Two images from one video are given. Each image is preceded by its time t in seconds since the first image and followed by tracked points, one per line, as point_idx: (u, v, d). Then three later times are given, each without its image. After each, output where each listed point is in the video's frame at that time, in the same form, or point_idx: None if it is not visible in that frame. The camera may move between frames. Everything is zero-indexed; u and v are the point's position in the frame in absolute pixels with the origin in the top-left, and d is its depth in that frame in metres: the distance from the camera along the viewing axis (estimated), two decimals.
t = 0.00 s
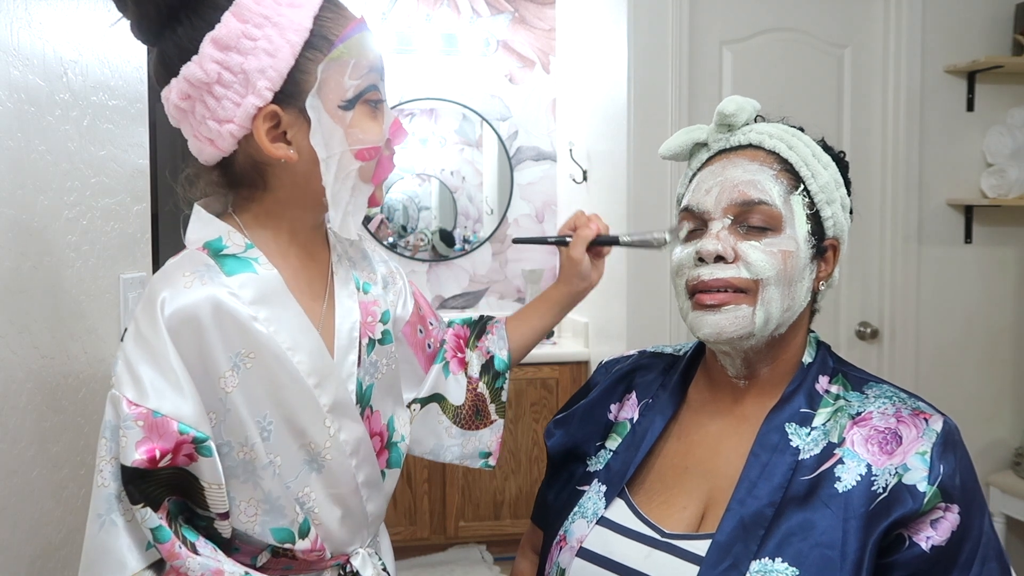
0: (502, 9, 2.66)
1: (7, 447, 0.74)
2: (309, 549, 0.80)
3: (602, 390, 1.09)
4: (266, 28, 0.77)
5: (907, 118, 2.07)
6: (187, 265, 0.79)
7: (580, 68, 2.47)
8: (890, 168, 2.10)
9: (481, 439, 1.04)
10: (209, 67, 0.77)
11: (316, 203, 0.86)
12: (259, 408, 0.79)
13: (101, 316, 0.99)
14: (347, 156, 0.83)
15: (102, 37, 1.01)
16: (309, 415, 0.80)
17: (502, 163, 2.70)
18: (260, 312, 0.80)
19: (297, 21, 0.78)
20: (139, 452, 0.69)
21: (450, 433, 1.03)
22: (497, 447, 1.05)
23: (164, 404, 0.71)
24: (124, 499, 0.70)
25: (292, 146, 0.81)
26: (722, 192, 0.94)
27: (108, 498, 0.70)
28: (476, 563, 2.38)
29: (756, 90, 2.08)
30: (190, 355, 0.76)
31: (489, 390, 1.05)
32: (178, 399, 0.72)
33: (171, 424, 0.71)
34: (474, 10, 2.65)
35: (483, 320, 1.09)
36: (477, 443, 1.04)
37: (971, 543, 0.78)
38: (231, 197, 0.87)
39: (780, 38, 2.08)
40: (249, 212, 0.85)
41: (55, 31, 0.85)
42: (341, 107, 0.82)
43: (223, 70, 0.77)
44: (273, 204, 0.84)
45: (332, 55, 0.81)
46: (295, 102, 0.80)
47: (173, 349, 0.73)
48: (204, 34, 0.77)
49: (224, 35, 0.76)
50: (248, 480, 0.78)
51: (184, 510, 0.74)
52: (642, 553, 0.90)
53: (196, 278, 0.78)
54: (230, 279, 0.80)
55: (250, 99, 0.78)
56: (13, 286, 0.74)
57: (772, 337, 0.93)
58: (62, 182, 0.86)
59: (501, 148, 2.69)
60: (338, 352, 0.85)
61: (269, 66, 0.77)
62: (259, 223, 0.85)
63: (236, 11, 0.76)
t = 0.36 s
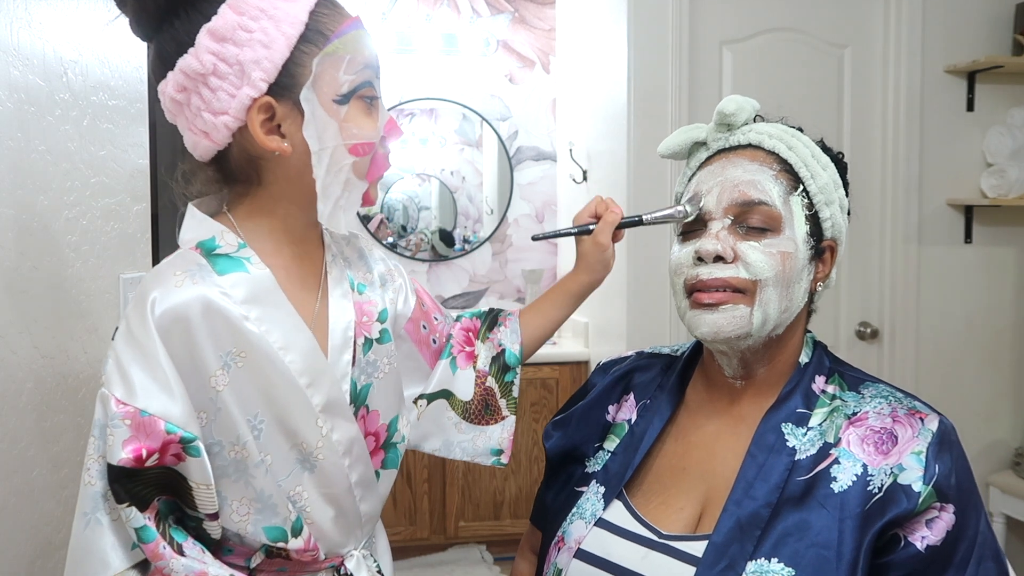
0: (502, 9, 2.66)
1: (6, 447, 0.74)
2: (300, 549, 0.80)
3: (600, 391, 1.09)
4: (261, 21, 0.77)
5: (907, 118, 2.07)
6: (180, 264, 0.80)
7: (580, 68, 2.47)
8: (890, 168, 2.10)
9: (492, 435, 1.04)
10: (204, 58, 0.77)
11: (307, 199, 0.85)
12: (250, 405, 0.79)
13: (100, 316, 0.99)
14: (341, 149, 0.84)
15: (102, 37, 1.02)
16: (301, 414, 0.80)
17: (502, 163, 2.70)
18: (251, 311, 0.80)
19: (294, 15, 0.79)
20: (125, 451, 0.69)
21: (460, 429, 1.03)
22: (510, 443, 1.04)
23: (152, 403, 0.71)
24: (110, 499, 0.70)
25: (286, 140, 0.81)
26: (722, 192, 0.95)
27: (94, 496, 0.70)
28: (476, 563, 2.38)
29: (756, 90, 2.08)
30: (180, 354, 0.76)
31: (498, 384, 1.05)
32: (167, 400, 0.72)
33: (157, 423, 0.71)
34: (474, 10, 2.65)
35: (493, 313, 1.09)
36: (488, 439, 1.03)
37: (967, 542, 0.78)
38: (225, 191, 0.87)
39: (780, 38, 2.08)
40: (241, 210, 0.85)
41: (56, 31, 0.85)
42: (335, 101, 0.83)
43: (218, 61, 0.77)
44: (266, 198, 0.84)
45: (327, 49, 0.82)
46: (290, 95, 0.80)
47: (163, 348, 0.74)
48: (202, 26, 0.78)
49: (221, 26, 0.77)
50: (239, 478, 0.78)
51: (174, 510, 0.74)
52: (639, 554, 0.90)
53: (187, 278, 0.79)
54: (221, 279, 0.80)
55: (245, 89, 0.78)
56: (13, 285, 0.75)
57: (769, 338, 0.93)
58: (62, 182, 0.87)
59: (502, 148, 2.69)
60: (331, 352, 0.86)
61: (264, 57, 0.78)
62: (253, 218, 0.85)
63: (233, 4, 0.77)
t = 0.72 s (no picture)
0: (502, 9, 2.66)
1: (6, 448, 0.74)
2: (302, 551, 0.80)
3: (601, 392, 1.09)
4: (271, 17, 0.77)
5: (907, 118, 2.07)
6: (187, 260, 0.79)
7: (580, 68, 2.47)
8: (890, 168, 2.10)
9: (490, 435, 1.05)
10: (213, 54, 0.77)
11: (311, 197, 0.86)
12: (256, 405, 0.78)
13: (100, 316, 0.99)
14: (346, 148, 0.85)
15: (102, 37, 1.02)
16: (306, 415, 0.80)
17: (502, 163, 2.70)
18: (259, 310, 0.80)
19: (302, 12, 0.79)
20: (133, 449, 0.69)
21: (458, 429, 1.03)
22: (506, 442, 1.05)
23: (160, 400, 0.71)
24: (115, 498, 0.70)
25: (292, 137, 0.81)
26: (718, 195, 0.95)
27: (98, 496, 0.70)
28: (476, 563, 2.38)
29: (755, 90, 2.08)
30: (189, 352, 0.75)
31: (495, 383, 1.07)
32: (173, 396, 0.72)
33: (166, 421, 0.71)
34: (474, 10, 2.65)
35: (486, 311, 1.11)
36: (486, 439, 1.04)
37: (967, 541, 0.78)
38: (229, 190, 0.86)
39: (781, 38, 2.08)
40: (245, 207, 0.85)
41: (55, 31, 0.85)
42: (342, 100, 0.83)
43: (227, 57, 0.77)
44: (267, 195, 0.84)
45: (335, 48, 0.82)
46: (299, 91, 0.81)
47: (171, 345, 0.73)
48: (209, 21, 0.77)
49: (230, 22, 0.76)
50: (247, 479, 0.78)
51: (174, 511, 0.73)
52: (641, 554, 0.90)
53: (197, 274, 0.78)
54: (229, 277, 0.79)
55: (253, 85, 0.77)
56: (13, 286, 0.74)
57: (768, 338, 0.93)
58: (62, 182, 0.87)
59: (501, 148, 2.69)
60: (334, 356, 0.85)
61: (273, 53, 0.78)
62: (255, 217, 0.84)
63: None
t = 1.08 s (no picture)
0: (502, 9, 2.66)
1: (6, 447, 0.74)
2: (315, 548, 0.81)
3: (600, 391, 1.09)
4: (288, 23, 0.78)
5: (908, 118, 2.07)
6: (207, 262, 0.78)
7: (579, 68, 2.48)
8: (890, 168, 2.10)
9: (481, 436, 1.06)
10: (230, 58, 0.77)
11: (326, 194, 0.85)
12: (276, 405, 0.78)
13: (101, 316, 0.99)
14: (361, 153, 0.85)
15: (102, 37, 1.02)
16: (325, 417, 0.80)
17: (502, 163, 2.71)
18: (279, 311, 0.80)
19: (319, 18, 0.79)
20: (163, 448, 0.69)
21: (451, 430, 1.04)
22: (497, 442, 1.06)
23: (187, 400, 0.71)
24: (146, 496, 0.69)
25: (309, 140, 0.82)
26: (708, 197, 0.95)
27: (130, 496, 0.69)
28: (475, 563, 2.38)
29: (755, 90, 2.08)
30: (212, 352, 0.75)
31: (488, 385, 1.06)
32: (198, 393, 0.71)
33: (193, 421, 0.71)
34: (474, 10, 2.65)
35: (477, 316, 1.10)
36: (477, 440, 1.05)
37: (966, 538, 0.78)
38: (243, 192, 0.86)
39: (781, 38, 2.08)
40: (261, 208, 0.84)
41: (55, 31, 0.85)
42: (358, 104, 0.84)
43: (245, 61, 0.77)
44: (281, 198, 0.84)
45: (351, 53, 0.83)
46: (315, 96, 0.81)
47: (195, 345, 0.73)
48: (227, 26, 0.78)
49: (248, 27, 0.77)
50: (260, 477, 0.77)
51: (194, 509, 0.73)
52: (640, 551, 0.90)
53: (219, 275, 0.78)
54: (250, 278, 0.79)
55: (271, 90, 0.78)
56: (13, 285, 0.74)
57: (766, 336, 0.93)
58: (62, 182, 0.87)
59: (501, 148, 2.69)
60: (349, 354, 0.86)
61: (291, 58, 0.78)
62: (270, 218, 0.84)
63: (260, 5, 0.77)
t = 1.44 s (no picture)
0: (502, 9, 2.66)
1: (6, 447, 0.74)
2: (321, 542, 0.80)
3: (597, 391, 1.08)
4: (299, 26, 0.78)
5: (908, 118, 2.07)
6: (219, 258, 0.79)
7: (579, 68, 2.48)
8: (890, 168, 2.10)
9: (480, 434, 1.07)
10: (242, 59, 0.78)
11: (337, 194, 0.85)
12: (284, 399, 0.78)
13: (100, 316, 0.99)
14: (368, 155, 0.84)
15: (102, 37, 1.01)
16: (332, 411, 0.80)
17: (502, 163, 2.70)
18: (289, 307, 0.80)
19: (329, 22, 0.80)
20: (168, 439, 0.69)
21: (452, 431, 1.04)
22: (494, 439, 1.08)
23: (194, 391, 0.71)
24: (151, 485, 0.70)
25: (317, 140, 0.82)
26: (714, 196, 0.94)
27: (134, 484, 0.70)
28: (475, 563, 2.38)
29: (755, 91, 2.08)
30: (223, 346, 0.76)
31: (487, 391, 1.07)
32: (207, 386, 0.72)
33: (199, 412, 0.71)
34: (474, 10, 2.65)
35: (470, 322, 1.10)
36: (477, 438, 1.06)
37: (963, 536, 0.78)
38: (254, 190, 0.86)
39: (781, 38, 2.09)
40: (272, 207, 0.85)
41: (55, 30, 0.85)
42: (365, 106, 0.83)
43: (256, 63, 0.78)
44: (292, 198, 0.84)
45: (359, 56, 0.83)
46: (324, 97, 0.81)
47: (205, 338, 0.73)
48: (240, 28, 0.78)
49: (260, 30, 0.77)
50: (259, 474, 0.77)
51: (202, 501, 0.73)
52: (637, 551, 0.90)
53: (231, 270, 0.78)
54: (260, 274, 0.79)
55: (280, 91, 0.78)
56: (12, 285, 0.74)
57: (765, 338, 0.93)
58: (62, 182, 0.87)
59: (502, 148, 2.69)
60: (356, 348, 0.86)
61: (300, 60, 0.78)
62: (280, 215, 0.84)
63: (272, 8, 0.78)
